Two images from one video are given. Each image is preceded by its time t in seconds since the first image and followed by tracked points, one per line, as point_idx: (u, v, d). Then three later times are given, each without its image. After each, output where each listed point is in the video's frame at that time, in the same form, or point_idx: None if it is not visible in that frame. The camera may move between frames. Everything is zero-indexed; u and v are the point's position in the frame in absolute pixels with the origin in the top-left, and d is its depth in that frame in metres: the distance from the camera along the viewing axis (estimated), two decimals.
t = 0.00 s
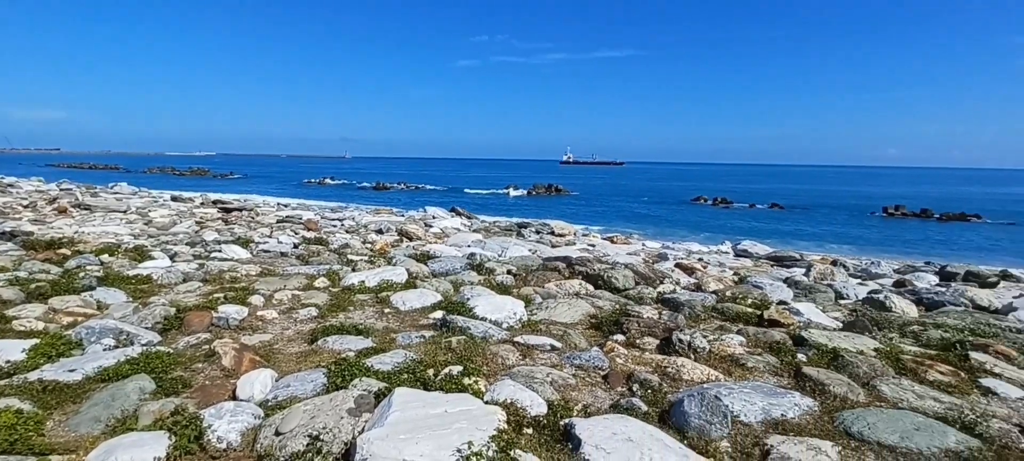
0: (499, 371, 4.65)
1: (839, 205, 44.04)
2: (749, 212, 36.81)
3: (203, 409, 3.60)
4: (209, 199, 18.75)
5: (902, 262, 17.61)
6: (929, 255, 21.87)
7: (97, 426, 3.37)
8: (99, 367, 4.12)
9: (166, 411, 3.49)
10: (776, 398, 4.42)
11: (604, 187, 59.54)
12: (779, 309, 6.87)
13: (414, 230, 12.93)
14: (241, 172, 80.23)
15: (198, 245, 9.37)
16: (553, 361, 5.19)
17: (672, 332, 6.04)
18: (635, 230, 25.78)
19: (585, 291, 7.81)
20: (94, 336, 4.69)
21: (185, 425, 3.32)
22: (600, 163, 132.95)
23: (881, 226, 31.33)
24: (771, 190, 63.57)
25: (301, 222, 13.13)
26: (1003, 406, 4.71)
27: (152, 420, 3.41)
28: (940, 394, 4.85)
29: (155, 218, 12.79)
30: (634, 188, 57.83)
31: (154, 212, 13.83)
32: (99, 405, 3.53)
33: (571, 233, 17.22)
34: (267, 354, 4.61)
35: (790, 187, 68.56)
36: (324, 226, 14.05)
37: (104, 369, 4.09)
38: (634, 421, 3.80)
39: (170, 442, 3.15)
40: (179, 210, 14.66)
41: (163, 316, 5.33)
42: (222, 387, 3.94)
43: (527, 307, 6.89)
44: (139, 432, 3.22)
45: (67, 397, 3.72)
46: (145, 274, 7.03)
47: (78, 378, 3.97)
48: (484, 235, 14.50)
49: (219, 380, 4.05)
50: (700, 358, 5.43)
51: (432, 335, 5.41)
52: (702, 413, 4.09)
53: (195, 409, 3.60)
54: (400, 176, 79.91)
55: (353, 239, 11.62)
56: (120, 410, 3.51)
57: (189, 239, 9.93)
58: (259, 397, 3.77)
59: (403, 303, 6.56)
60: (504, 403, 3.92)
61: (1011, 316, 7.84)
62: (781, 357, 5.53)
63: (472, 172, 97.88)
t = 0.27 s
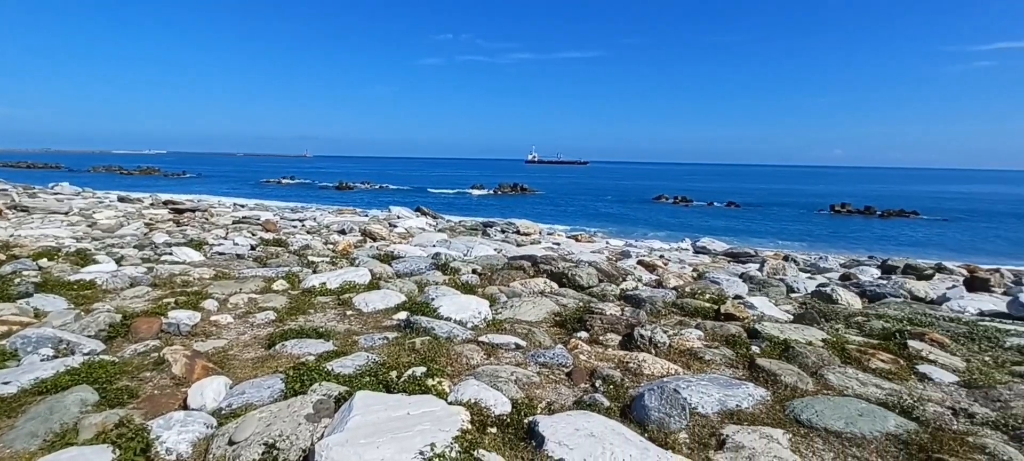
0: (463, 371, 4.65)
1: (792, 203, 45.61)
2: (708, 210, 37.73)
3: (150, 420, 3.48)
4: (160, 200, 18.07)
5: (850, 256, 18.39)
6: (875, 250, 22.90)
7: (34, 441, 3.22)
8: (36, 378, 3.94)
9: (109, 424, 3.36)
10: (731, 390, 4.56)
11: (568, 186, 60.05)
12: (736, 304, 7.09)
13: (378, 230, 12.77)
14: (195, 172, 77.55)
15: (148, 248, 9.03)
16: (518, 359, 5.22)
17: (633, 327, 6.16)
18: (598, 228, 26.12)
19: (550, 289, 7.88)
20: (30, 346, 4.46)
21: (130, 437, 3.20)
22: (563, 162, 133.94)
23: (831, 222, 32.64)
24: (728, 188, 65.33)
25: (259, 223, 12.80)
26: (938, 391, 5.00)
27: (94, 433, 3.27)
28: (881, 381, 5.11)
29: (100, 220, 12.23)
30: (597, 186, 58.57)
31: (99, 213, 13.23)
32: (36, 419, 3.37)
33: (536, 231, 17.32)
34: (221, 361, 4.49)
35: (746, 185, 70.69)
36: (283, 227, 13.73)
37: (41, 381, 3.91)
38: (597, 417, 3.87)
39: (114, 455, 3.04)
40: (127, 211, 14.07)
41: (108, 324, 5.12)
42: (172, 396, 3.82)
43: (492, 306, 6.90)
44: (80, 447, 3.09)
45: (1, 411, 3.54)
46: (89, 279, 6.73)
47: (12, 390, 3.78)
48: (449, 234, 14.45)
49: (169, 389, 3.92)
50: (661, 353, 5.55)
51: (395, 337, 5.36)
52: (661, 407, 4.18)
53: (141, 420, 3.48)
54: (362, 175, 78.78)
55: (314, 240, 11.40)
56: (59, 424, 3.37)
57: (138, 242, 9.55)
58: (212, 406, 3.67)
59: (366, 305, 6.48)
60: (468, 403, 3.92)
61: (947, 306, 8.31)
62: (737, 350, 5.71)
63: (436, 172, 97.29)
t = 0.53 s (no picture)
0: (439, 373, 4.63)
1: (762, 201, 46.60)
2: (680, 208, 38.31)
3: (112, 431, 3.39)
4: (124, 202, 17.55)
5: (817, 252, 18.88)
6: (841, 246, 23.54)
7: None
8: None
9: (68, 436, 3.26)
10: (703, 385, 4.65)
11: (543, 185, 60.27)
12: (707, 300, 7.21)
13: (352, 231, 12.63)
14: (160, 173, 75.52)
15: (110, 253, 8.77)
16: (494, 359, 5.22)
17: (608, 325, 6.21)
18: (573, 228, 26.27)
19: (526, 289, 7.90)
20: None
21: (91, 449, 3.12)
22: (538, 162, 134.37)
23: (799, 219, 33.45)
24: (700, 186, 66.41)
25: (228, 225, 12.54)
26: (898, 381, 5.18)
27: (52, 446, 3.17)
28: (845, 372, 5.27)
29: (60, 224, 11.83)
30: (571, 186, 58.89)
31: (58, 217, 12.79)
32: None
33: (512, 231, 17.34)
34: (188, 368, 4.39)
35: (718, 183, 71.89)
36: (254, 229, 13.48)
37: None
38: (572, 415, 3.89)
39: None
40: (89, 214, 13.63)
41: (67, 332, 4.95)
42: (136, 405, 3.72)
43: (468, 307, 6.89)
44: None
45: None
46: (47, 285, 6.50)
47: None
48: (424, 235, 14.37)
49: (132, 399, 3.82)
50: (635, 350, 5.61)
51: (369, 339, 5.31)
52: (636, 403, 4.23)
53: (103, 431, 3.39)
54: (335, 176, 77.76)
55: (286, 242, 11.21)
56: (14, 437, 3.25)
57: (100, 246, 9.27)
58: (178, 414, 3.59)
59: (339, 307, 6.40)
60: (444, 405, 3.91)
61: (907, 298, 8.62)
62: (708, 345, 5.82)
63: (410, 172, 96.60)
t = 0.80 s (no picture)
0: (419, 374, 4.61)
1: (737, 198, 47.34)
2: (657, 206, 38.70)
3: (79, 441, 3.31)
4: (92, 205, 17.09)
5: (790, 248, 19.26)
6: (813, 242, 24.06)
7: None
8: None
9: (32, 448, 3.18)
10: (680, 380, 4.73)
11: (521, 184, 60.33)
12: (684, 296, 7.31)
13: (330, 233, 12.50)
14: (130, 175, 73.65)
15: (77, 257, 8.53)
16: (474, 359, 5.22)
17: (587, 323, 6.26)
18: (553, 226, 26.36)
19: (506, 288, 7.90)
20: None
21: None
22: (517, 161, 134.55)
23: (773, 216, 34.08)
24: (676, 184, 67.15)
25: (201, 228, 12.29)
26: (867, 372, 5.32)
27: (15, 459, 3.08)
28: (816, 365, 5.40)
29: (23, 228, 11.47)
30: (550, 185, 59.09)
31: (22, 221, 12.39)
32: None
33: (492, 231, 17.34)
34: (159, 375, 4.30)
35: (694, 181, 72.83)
36: (228, 231, 13.24)
37: None
38: (552, 413, 3.92)
39: None
40: (54, 218, 13.24)
41: (30, 340, 4.81)
42: (104, 415, 3.64)
43: (447, 307, 6.87)
44: None
45: None
46: (9, 292, 6.30)
47: None
48: (404, 235, 14.29)
49: (99, 408, 3.73)
50: (614, 347, 5.67)
51: (348, 342, 5.26)
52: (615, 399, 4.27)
53: (68, 442, 3.31)
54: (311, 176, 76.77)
55: (261, 244, 11.04)
56: None
57: (66, 251, 9.01)
58: (148, 423, 3.52)
59: (316, 310, 6.33)
60: (424, 406, 3.90)
61: (875, 292, 8.86)
62: (685, 340, 5.90)
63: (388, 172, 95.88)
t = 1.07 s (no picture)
0: (396, 377, 4.57)
1: (709, 196, 48.10)
2: (632, 205, 39.09)
3: (37, 457, 3.20)
4: (53, 209, 16.53)
5: (761, 244, 19.66)
6: (783, 238, 24.61)
7: None
8: None
9: None
10: (654, 376, 4.79)
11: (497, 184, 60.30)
12: (658, 293, 7.41)
13: (303, 235, 12.31)
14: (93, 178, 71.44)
15: (37, 265, 8.24)
16: (451, 360, 5.20)
17: (564, 322, 6.29)
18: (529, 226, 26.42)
19: (483, 289, 7.89)
20: None
21: None
22: (492, 161, 134.50)
23: (744, 213, 34.76)
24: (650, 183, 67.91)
25: (168, 232, 11.98)
26: (832, 363, 5.47)
27: None
28: (785, 357, 5.53)
29: None
30: (526, 185, 59.21)
31: None
32: None
33: (469, 231, 17.30)
34: (124, 385, 4.19)
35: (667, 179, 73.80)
36: (197, 235, 12.94)
37: None
38: (529, 412, 3.92)
39: None
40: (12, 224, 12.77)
41: None
42: (64, 428, 3.53)
43: (424, 309, 6.83)
44: None
45: None
46: None
47: None
48: (379, 237, 14.16)
49: (60, 421, 3.62)
50: (590, 345, 5.70)
51: (322, 346, 5.19)
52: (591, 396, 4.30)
53: (26, 459, 3.20)
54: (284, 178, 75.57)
55: (231, 248, 10.82)
56: None
57: (25, 258, 8.70)
58: (112, 435, 3.43)
59: (289, 315, 6.23)
60: (400, 410, 3.87)
61: (840, 285, 9.12)
62: (660, 337, 5.97)
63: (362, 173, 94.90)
